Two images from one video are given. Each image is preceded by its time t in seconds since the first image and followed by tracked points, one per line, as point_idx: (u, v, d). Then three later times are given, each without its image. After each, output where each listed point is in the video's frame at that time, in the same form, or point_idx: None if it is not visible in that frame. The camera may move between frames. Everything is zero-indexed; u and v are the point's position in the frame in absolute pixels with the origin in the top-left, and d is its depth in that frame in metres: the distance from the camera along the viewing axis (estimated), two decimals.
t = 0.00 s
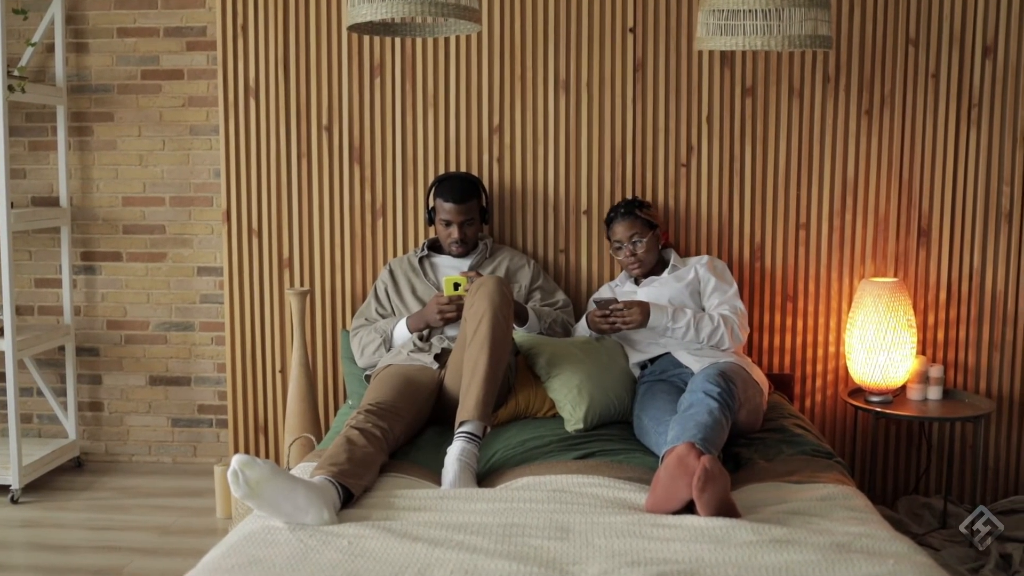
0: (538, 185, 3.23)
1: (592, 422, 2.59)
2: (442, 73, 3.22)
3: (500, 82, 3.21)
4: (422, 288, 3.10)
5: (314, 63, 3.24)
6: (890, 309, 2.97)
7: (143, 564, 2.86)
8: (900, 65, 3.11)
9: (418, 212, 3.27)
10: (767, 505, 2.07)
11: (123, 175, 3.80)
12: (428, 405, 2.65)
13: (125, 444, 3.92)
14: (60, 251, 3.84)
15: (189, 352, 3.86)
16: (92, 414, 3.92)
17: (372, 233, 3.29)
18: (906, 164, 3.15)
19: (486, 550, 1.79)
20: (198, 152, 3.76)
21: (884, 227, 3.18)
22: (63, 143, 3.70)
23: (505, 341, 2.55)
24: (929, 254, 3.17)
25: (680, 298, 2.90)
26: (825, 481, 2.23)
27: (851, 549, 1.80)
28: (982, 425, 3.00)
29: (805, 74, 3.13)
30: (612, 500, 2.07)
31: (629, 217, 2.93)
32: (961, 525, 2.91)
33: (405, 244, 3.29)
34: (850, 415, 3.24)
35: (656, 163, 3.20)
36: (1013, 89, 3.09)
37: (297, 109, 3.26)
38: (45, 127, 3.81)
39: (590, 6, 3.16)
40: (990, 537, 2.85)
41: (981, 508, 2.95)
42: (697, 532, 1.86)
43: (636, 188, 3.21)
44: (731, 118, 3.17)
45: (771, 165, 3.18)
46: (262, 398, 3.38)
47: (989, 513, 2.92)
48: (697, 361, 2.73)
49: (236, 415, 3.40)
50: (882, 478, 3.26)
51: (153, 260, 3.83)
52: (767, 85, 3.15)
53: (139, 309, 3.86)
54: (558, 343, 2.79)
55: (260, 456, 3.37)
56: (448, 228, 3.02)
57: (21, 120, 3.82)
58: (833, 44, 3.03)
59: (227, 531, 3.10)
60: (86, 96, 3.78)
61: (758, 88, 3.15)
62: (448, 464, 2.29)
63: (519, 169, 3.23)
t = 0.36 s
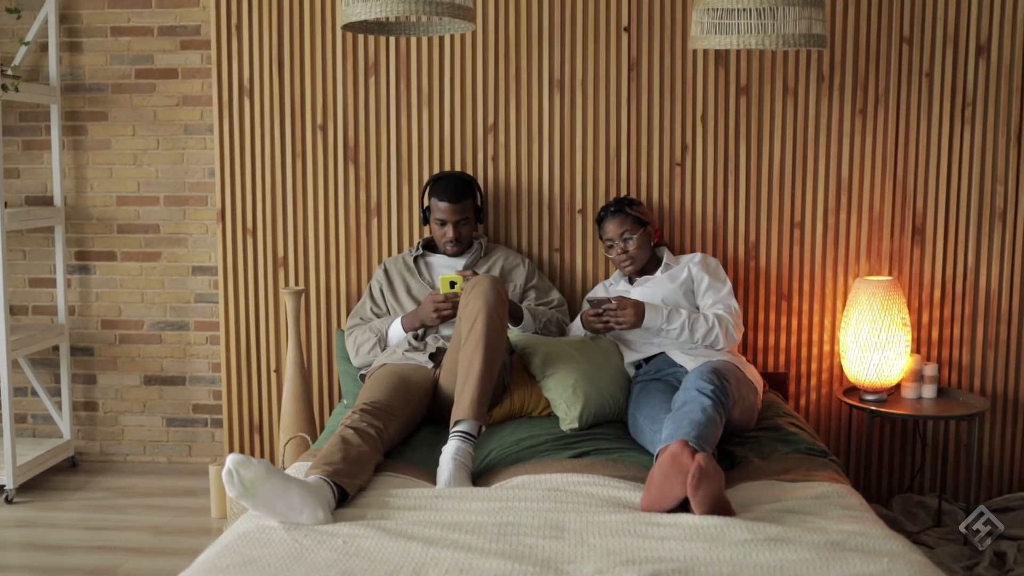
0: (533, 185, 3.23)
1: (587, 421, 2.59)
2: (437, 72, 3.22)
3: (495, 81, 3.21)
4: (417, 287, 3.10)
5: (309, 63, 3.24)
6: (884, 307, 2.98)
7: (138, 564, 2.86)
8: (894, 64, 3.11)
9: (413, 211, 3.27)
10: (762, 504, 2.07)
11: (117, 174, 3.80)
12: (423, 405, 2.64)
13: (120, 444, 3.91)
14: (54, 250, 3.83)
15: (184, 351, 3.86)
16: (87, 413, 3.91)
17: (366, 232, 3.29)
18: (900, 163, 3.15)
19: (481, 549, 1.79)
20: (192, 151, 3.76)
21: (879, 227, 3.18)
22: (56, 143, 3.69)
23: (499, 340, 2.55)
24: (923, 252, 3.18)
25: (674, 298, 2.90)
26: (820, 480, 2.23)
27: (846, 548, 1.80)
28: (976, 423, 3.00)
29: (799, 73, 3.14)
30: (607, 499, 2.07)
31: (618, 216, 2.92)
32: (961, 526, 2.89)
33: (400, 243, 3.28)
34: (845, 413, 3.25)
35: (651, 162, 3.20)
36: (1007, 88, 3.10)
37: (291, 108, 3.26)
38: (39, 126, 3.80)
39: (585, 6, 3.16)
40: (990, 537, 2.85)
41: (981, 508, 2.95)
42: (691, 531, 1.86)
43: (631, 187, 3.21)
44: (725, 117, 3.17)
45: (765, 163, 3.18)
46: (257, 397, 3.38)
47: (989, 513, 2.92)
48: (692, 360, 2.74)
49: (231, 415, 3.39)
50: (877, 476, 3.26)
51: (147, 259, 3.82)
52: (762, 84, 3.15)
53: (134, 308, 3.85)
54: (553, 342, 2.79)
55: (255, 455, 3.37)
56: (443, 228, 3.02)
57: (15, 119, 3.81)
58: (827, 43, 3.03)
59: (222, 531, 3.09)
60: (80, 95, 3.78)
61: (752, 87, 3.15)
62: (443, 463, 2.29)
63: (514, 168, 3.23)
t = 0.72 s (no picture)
0: (530, 184, 3.23)
1: (584, 421, 2.60)
2: (434, 71, 3.22)
3: (492, 81, 3.21)
4: (414, 287, 3.10)
5: (305, 62, 3.24)
6: (881, 306, 2.98)
7: (134, 563, 2.86)
8: (891, 63, 3.11)
9: (410, 211, 3.27)
10: (759, 502, 2.08)
11: (114, 173, 3.79)
12: (420, 404, 2.64)
13: (117, 443, 3.91)
14: (50, 250, 3.83)
15: (180, 351, 3.85)
16: (84, 413, 3.91)
17: (363, 231, 3.29)
18: (896, 162, 3.15)
19: (478, 548, 1.79)
20: (189, 150, 3.76)
21: (875, 226, 3.18)
22: (52, 142, 3.68)
23: (496, 339, 2.55)
24: (920, 251, 3.18)
25: (671, 298, 2.90)
26: (817, 478, 2.24)
27: (843, 546, 1.80)
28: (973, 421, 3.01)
29: (796, 72, 3.14)
30: (605, 498, 2.07)
31: (614, 213, 2.92)
32: (962, 526, 2.87)
33: (397, 242, 3.28)
34: (841, 412, 3.25)
35: (648, 161, 3.20)
36: (1003, 87, 3.10)
37: (288, 107, 3.26)
38: (35, 125, 3.80)
39: (581, 5, 3.16)
40: (991, 537, 2.84)
41: (981, 508, 2.95)
42: (688, 529, 1.86)
43: (628, 186, 3.21)
44: (722, 116, 3.17)
45: (762, 162, 3.19)
46: (254, 397, 3.38)
47: (988, 513, 2.91)
48: (690, 361, 2.74)
49: (227, 414, 3.39)
50: (873, 475, 3.27)
51: (144, 259, 3.82)
52: (758, 83, 3.15)
53: (131, 308, 3.85)
54: (550, 342, 2.79)
55: (252, 454, 3.37)
56: (440, 227, 3.02)
57: (11, 118, 3.80)
58: (823, 42, 3.04)
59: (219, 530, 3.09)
60: (76, 94, 3.77)
61: (749, 86, 3.15)
62: (440, 463, 2.28)
63: (511, 168, 3.23)
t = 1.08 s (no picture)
0: (527, 183, 3.24)
1: (581, 421, 2.60)
2: (431, 71, 3.21)
3: (488, 80, 3.21)
4: (411, 286, 3.10)
5: (302, 61, 3.23)
6: (877, 305, 2.98)
7: (131, 562, 2.85)
8: (887, 62, 3.12)
9: (407, 210, 3.27)
10: (756, 501, 2.08)
11: (111, 173, 3.79)
12: (417, 404, 2.64)
13: (114, 442, 3.91)
14: (47, 249, 3.83)
15: (178, 350, 3.85)
16: (81, 412, 3.90)
17: (360, 230, 3.29)
18: (893, 161, 3.16)
19: (475, 548, 1.79)
20: (186, 150, 3.75)
21: (872, 225, 3.19)
22: (50, 142, 3.68)
23: (494, 339, 2.55)
24: (917, 251, 3.19)
25: (666, 298, 2.90)
26: (813, 477, 2.24)
27: (839, 545, 1.81)
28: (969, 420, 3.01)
29: (793, 71, 3.14)
30: (602, 497, 2.07)
31: (609, 212, 2.91)
32: (962, 526, 2.90)
33: (394, 241, 3.28)
34: (838, 412, 3.26)
35: (645, 160, 3.20)
36: (1000, 87, 3.11)
37: (285, 107, 3.26)
38: (32, 124, 3.79)
39: (578, 5, 3.16)
40: (991, 535, 2.85)
41: (981, 508, 2.97)
42: (685, 528, 1.86)
43: (625, 186, 3.21)
44: (719, 115, 3.18)
45: (759, 162, 3.19)
46: (251, 395, 3.38)
47: (989, 513, 2.93)
48: (686, 360, 2.75)
49: (224, 413, 3.39)
50: (870, 474, 3.27)
51: (141, 258, 3.82)
52: (755, 82, 3.16)
53: (128, 307, 3.85)
54: (548, 342, 2.80)
55: (249, 454, 3.37)
56: (438, 226, 3.02)
57: (8, 117, 3.80)
58: (820, 41, 3.04)
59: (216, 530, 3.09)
60: (73, 94, 3.77)
61: (746, 85, 3.16)
62: (437, 462, 2.28)
63: (508, 167, 3.23)
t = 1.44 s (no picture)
0: (522, 183, 3.24)
1: (575, 421, 2.60)
2: (426, 70, 3.21)
3: (483, 79, 3.21)
4: (406, 286, 3.09)
5: (296, 61, 3.23)
6: (871, 305, 2.99)
7: (124, 562, 2.85)
8: (881, 63, 3.12)
9: (401, 210, 3.27)
10: (750, 501, 2.08)
11: (105, 172, 3.78)
12: (411, 404, 2.64)
13: (107, 442, 3.90)
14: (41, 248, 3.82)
15: (171, 350, 3.84)
16: (74, 411, 3.89)
17: (354, 229, 3.28)
18: (887, 161, 3.17)
19: (469, 547, 1.79)
20: (180, 149, 3.75)
21: (866, 225, 3.20)
22: (43, 140, 3.67)
23: (488, 339, 2.55)
24: (910, 251, 3.20)
25: (657, 298, 2.90)
26: (806, 477, 2.24)
27: (832, 544, 1.81)
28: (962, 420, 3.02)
29: (787, 71, 3.14)
30: (595, 497, 2.07)
31: (601, 211, 2.91)
32: (962, 526, 2.94)
33: (388, 240, 3.28)
34: (832, 412, 3.26)
35: (640, 160, 3.20)
36: (993, 88, 3.12)
37: (280, 106, 3.25)
38: (25, 123, 3.78)
39: (573, 4, 3.16)
40: (990, 535, 2.88)
41: (981, 509, 3.01)
42: (679, 528, 1.86)
43: (619, 186, 3.21)
44: (713, 115, 3.18)
45: (753, 162, 3.19)
46: (245, 395, 3.37)
47: (989, 514, 2.96)
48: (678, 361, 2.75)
49: (218, 412, 3.39)
50: (863, 474, 3.28)
51: (135, 257, 3.81)
52: (749, 82, 3.16)
53: (121, 306, 3.84)
54: (542, 341, 2.80)
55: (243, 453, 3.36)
56: (432, 226, 3.02)
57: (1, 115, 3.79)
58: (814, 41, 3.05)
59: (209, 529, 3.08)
60: (67, 92, 3.76)
61: (740, 85, 3.16)
62: (431, 461, 2.28)
63: (503, 166, 3.23)
